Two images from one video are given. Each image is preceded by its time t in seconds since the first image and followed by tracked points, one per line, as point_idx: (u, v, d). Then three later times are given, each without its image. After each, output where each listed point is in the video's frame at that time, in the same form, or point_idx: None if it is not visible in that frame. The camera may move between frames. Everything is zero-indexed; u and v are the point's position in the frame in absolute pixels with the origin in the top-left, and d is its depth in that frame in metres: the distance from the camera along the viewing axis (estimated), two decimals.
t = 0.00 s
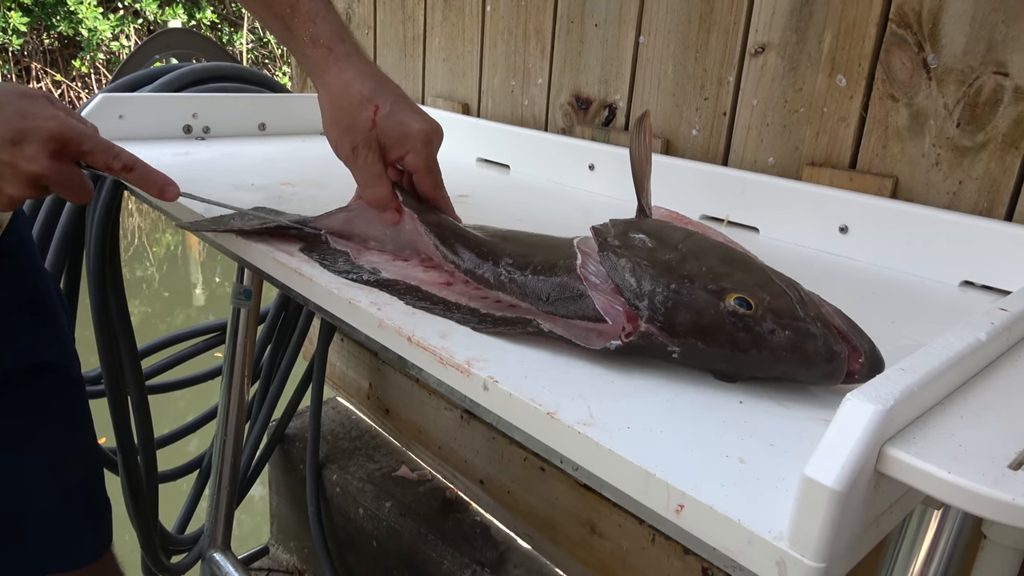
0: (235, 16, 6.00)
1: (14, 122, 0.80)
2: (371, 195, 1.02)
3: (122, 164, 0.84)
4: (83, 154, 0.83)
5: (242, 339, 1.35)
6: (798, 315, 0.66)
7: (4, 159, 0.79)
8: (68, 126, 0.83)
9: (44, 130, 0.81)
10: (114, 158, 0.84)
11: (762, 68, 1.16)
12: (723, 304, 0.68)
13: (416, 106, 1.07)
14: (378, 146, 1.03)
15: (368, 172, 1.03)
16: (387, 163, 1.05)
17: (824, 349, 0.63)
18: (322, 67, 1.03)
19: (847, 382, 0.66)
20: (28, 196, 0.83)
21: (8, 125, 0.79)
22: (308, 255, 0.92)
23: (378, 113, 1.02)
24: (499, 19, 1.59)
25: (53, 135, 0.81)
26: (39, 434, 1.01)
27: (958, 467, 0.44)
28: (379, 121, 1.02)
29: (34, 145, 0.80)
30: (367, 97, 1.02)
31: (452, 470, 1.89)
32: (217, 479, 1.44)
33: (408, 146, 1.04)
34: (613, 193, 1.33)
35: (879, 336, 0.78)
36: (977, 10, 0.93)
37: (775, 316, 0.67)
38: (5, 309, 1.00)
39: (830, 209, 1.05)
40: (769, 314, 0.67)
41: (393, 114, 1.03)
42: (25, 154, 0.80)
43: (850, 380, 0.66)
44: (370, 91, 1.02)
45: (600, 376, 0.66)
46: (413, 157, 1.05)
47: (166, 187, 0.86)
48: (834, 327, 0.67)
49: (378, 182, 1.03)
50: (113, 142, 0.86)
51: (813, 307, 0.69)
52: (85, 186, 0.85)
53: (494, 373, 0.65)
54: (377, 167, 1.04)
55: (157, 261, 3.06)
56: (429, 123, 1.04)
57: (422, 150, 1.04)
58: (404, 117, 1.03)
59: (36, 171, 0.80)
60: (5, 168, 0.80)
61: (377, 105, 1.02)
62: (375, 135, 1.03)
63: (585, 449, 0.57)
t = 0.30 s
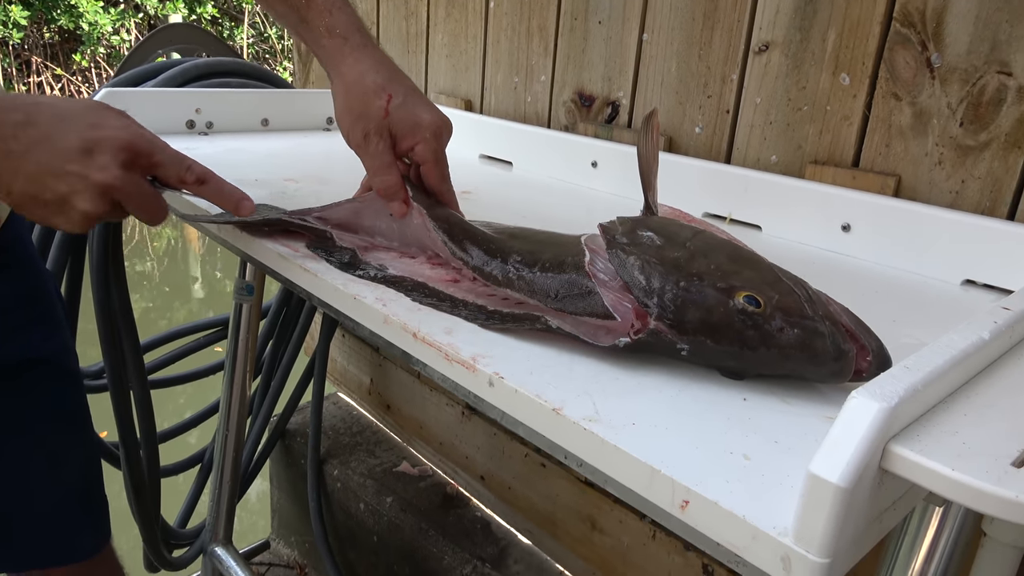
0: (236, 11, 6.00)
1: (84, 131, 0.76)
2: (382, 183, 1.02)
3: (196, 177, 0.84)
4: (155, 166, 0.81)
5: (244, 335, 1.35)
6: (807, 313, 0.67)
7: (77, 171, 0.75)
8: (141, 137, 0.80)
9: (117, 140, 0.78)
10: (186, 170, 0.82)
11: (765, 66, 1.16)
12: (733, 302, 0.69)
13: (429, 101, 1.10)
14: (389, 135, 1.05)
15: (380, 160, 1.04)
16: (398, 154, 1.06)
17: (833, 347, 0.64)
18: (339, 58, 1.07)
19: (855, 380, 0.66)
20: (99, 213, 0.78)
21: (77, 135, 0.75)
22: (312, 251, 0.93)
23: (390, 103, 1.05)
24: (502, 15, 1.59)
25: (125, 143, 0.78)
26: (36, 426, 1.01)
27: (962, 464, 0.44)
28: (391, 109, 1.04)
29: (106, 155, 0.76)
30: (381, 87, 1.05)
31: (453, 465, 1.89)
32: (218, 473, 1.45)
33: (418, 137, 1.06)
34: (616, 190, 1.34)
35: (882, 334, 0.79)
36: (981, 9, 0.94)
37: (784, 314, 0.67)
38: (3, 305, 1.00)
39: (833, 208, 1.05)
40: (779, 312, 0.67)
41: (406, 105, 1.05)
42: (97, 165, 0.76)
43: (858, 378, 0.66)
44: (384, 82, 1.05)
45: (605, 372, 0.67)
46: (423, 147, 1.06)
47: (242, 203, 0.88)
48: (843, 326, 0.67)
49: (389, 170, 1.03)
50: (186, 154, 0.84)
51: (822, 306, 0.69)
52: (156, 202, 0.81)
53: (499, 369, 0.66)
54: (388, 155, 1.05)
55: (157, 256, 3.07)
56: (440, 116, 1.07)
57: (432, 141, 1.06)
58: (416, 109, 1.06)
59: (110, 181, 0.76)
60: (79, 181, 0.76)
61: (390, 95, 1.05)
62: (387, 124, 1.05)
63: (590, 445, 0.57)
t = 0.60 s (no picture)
0: (241, 7, 6.01)
1: (130, 149, 0.78)
2: (395, 179, 1.01)
3: (237, 186, 0.84)
4: (197, 177, 0.82)
5: (250, 331, 1.36)
6: (818, 314, 0.67)
7: (125, 189, 0.76)
8: (182, 150, 0.81)
9: (161, 154, 0.79)
10: (228, 180, 0.84)
11: (773, 64, 1.16)
12: (744, 302, 0.69)
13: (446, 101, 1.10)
14: (404, 133, 1.05)
15: (394, 157, 1.03)
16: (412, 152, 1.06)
17: (843, 349, 0.64)
18: (356, 53, 1.09)
19: (866, 381, 0.66)
20: (147, 228, 0.79)
21: (125, 153, 0.77)
22: (321, 248, 0.93)
23: (406, 102, 1.05)
24: (509, 13, 1.59)
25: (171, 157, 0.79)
26: (44, 419, 1.02)
27: (971, 465, 0.44)
28: (407, 108, 1.05)
29: (151, 170, 0.78)
30: (397, 85, 1.06)
31: (457, 462, 1.90)
32: (223, 468, 1.45)
33: (433, 136, 1.06)
34: (622, 189, 1.34)
35: (889, 334, 0.79)
36: (990, 9, 0.94)
37: (796, 315, 0.67)
38: (3, 301, 0.99)
39: (840, 207, 1.05)
40: (790, 313, 0.67)
41: (421, 104, 1.06)
42: (143, 181, 0.77)
43: (869, 379, 0.66)
44: (401, 80, 1.06)
45: (614, 371, 0.67)
46: (437, 147, 1.05)
47: (283, 210, 0.88)
48: (854, 327, 0.68)
49: (403, 167, 1.03)
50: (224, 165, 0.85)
51: (833, 307, 0.69)
52: (200, 215, 0.82)
53: (508, 367, 0.66)
54: (402, 152, 1.04)
55: (161, 252, 3.07)
56: (455, 116, 1.07)
57: (447, 140, 1.06)
58: (432, 108, 1.06)
59: (157, 195, 0.77)
60: (127, 200, 0.77)
61: (406, 93, 1.06)
62: (403, 122, 1.06)
63: (599, 443, 0.57)
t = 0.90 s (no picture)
0: (244, 3, 6.02)
1: (173, 115, 0.76)
2: (398, 177, 1.01)
3: (270, 173, 0.86)
4: (233, 157, 0.82)
5: (254, 326, 1.36)
6: (821, 310, 0.67)
7: (163, 153, 0.73)
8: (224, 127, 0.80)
9: (205, 126, 0.78)
10: (262, 166, 0.85)
11: (778, 61, 1.16)
12: (747, 298, 0.69)
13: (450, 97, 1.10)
14: (407, 131, 1.05)
15: (397, 153, 1.03)
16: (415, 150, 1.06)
17: (846, 344, 0.64)
18: (362, 51, 1.07)
19: (868, 377, 0.66)
20: (173, 196, 0.75)
21: (168, 118, 0.75)
22: (326, 244, 0.93)
23: (409, 100, 1.05)
24: (513, 9, 1.59)
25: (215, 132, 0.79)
26: (51, 413, 1.02)
27: (976, 460, 0.44)
28: (410, 106, 1.05)
29: (192, 140, 0.76)
30: (400, 82, 1.05)
31: (460, 459, 1.90)
32: (227, 463, 1.46)
33: (436, 135, 1.06)
34: (625, 185, 1.34)
35: (893, 330, 0.79)
36: (995, 6, 0.93)
37: (798, 311, 0.67)
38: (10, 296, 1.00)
39: (843, 204, 1.05)
40: (793, 309, 0.68)
41: (423, 102, 1.05)
42: (185, 149, 0.75)
43: (871, 375, 0.66)
44: (404, 77, 1.05)
45: (619, 366, 0.67)
46: (440, 146, 1.06)
47: (308, 205, 0.91)
48: (857, 323, 0.67)
49: (406, 164, 1.02)
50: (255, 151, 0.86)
51: (836, 303, 0.69)
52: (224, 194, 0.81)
53: (513, 362, 0.66)
54: (405, 150, 1.04)
55: (164, 248, 3.09)
56: (458, 115, 1.07)
57: (450, 140, 1.06)
58: (434, 107, 1.06)
59: (195, 164, 0.75)
60: (161, 164, 0.74)
61: (409, 91, 1.05)
62: (405, 120, 1.05)
63: (604, 437, 0.58)
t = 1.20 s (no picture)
0: (246, 3, 6.03)
1: (181, 77, 0.76)
2: (405, 210, 1.01)
3: (268, 149, 0.86)
4: (235, 126, 0.82)
5: (256, 329, 1.37)
6: (808, 314, 0.67)
7: (170, 109, 0.73)
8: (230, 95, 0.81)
9: (213, 91, 0.78)
10: (260, 141, 0.85)
11: (778, 63, 1.16)
12: (734, 302, 0.70)
13: (442, 110, 1.07)
14: (403, 159, 1.05)
15: (399, 185, 1.02)
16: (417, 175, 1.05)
17: (833, 348, 0.64)
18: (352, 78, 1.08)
19: (855, 382, 0.66)
20: (174, 155, 0.75)
21: (176, 79, 0.75)
22: (327, 248, 0.94)
23: (397, 128, 1.04)
24: (513, 11, 1.60)
25: (220, 98, 0.78)
26: (60, 419, 1.01)
27: (972, 468, 0.45)
28: (398, 134, 1.04)
29: (199, 102, 0.76)
30: (386, 112, 1.05)
31: (461, 460, 1.91)
32: (230, 464, 1.46)
33: (429, 156, 1.04)
34: (625, 187, 1.34)
35: (893, 334, 0.79)
36: (994, 9, 0.93)
37: (785, 315, 0.67)
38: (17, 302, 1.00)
39: (843, 206, 1.05)
40: (780, 313, 0.68)
41: (411, 126, 1.04)
42: (192, 109, 0.75)
43: (858, 380, 0.66)
44: (388, 106, 1.05)
45: (618, 372, 0.68)
46: (437, 166, 1.04)
47: (300, 187, 0.91)
48: (844, 327, 0.67)
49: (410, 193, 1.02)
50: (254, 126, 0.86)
51: (824, 306, 0.69)
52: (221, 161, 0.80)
53: (513, 368, 0.66)
54: (404, 178, 1.03)
55: (166, 249, 3.10)
56: (449, 130, 1.04)
57: (445, 158, 1.03)
58: (423, 126, 1.04)
59: (202, 124, 0.75)
60: (167, 120, 0.73)
61: (395, 119, 1.04)
62: (400, 149, 1.05)
63: (604, 443, 0.58)
